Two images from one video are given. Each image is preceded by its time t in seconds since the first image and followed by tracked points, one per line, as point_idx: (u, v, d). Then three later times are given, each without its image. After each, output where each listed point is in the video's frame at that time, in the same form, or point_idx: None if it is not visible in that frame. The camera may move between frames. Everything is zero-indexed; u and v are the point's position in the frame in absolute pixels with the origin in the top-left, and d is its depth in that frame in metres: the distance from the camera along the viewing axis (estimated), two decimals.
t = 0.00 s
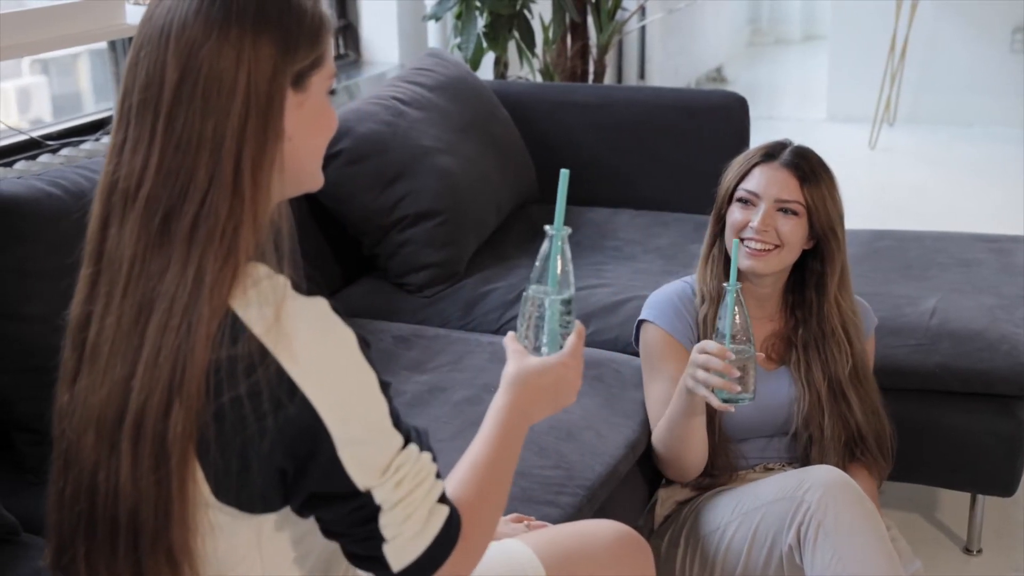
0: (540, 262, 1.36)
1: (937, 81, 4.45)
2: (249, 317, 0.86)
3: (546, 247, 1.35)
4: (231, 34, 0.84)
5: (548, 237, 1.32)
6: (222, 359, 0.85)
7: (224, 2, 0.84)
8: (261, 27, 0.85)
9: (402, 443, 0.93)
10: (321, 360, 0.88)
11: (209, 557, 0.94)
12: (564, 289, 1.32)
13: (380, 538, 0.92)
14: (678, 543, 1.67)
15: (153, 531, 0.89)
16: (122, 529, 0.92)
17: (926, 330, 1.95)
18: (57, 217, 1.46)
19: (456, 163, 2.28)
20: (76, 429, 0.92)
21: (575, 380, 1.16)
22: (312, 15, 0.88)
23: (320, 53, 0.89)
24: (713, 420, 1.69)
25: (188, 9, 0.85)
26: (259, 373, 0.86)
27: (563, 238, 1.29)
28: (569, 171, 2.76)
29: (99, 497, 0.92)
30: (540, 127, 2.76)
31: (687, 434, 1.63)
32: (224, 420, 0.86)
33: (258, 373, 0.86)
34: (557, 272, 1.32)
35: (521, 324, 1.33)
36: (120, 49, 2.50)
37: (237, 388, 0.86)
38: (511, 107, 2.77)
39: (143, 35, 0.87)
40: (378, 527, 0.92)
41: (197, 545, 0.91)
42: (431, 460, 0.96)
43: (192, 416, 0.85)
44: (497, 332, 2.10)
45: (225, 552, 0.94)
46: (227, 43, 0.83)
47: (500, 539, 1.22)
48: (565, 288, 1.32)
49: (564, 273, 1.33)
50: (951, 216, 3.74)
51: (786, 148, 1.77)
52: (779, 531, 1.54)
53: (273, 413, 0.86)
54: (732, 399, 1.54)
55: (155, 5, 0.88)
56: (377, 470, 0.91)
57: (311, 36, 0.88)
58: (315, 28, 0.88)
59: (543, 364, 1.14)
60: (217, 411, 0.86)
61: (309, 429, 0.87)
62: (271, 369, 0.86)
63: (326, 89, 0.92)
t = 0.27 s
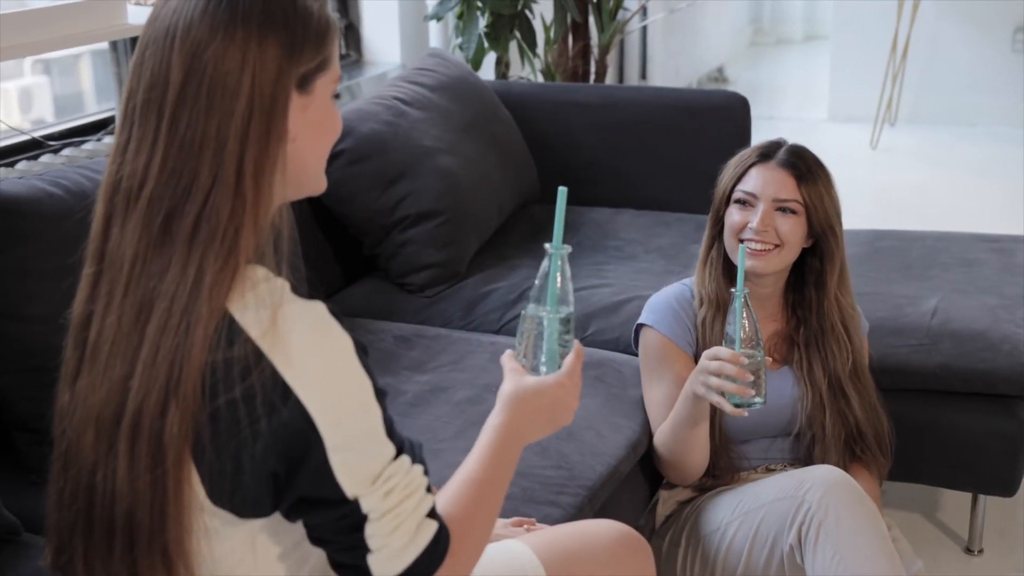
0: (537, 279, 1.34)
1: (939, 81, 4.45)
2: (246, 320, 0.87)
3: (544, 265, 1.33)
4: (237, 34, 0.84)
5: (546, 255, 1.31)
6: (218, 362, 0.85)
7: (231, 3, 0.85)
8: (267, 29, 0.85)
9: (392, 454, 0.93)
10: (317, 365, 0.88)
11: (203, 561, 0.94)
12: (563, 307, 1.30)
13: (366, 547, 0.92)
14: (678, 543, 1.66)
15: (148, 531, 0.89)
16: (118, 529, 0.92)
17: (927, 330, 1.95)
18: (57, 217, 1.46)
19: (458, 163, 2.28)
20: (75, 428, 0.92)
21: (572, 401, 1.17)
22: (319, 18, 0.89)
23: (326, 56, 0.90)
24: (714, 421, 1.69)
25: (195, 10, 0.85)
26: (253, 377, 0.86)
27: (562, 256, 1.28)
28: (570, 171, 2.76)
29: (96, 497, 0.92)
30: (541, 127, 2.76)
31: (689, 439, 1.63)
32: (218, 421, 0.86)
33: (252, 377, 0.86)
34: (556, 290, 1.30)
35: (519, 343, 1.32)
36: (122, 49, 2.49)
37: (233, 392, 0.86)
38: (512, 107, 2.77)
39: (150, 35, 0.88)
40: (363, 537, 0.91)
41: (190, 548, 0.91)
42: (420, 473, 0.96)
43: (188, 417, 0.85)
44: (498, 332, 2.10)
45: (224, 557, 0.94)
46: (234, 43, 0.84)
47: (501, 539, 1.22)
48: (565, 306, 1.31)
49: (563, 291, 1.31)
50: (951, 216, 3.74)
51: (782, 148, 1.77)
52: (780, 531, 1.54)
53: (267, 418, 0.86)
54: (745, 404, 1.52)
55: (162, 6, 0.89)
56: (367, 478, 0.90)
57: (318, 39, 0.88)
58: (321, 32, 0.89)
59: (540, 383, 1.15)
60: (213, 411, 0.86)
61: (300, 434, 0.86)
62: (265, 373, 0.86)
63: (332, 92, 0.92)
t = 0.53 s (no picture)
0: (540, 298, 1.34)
1: (939, 81, 4.45)
2: (246, 320, 0.87)
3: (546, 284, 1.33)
4: (244, 35, 0.85)
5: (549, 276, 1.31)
6: (217, 362, 0.85)
7: (238, 3, 0.86)
8: (274, 29, 0.86)
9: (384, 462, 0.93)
10: (316, 370, 0.88)
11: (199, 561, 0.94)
12: (564, 327, 1.30)
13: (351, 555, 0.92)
14: (679, 543, 1.66)
15: (144, 528, 0.90)
16: (116, 526, 0.92)
17: (927, 330, 1.95)
18: (60, 216, 1.46)
19: (458, 163, 2.28)
20: (77, 425, 0.92)
21: (568, 423, 1.16)
22: (325, 19, 0.89)
23: (332, 58, 0.90)
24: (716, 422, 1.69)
25: (203, 10, 0.86)
26: (250, 379, 0.86)
27: (566, 277, 1.28)
28: (570, 171, 2.77)
29: (96, 493, 0.92)
30: (541, 127, 2.76)
31: (693, 445, 1.64)
32: (213, 421, 0.86)
33: (249, 378, 0.86)
34: (558, 311, 1.30)
35: (518, 363, 1.31)
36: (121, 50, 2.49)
37: (229, 393, 0.86)
38: (512, 107, 2.78)
39: (158, 34, 0.88)
40: (350, 544, 0.92)
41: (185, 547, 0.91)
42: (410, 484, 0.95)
43: (185, 417, 0.85)
44: (498, 332, 2.10)
45: (219, 561, 0.94)
46: (241, 44, 0.84)
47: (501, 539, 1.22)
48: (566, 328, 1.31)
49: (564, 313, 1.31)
50: (951, 216, 3.74)
51: (772, 146, 1.77)
52: (780, 531, 1.54)
53: (261, 419, 0.86)
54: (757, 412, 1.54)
55: (170, 5, 0.89)
56: (358, 485, 0.90)
57: (324, 40, 0.89)
58: (328, 32, 0.89)
59: (538, 404, 1.13)
60: (210, 410, 0.86)
61: (295, 434, 0.86)
62: (262, 374, 0.86)
63: (339, 93, 0.93)
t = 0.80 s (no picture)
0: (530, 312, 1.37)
1: (940, 80, 4.45)
2: (251, 320, 0.87)
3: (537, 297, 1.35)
4: (253, 35, 0.85)
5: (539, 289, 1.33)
6: (221, 362, 0.85)
7: (247, 3, 0.86)
8: (284, 30, 0.86)
9: (380, 469, 0.92)
10: (320, 369, 0.87)
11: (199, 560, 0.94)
12: (554, 341, 1.33)
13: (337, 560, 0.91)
14: (679, 542, 1.66)
15: (147, 527, 0.90)
16: (118, 525, 0.92)
17: (927, 329, 1.95)
18: (60, 216, 1.46)
19: (458, 163, 2.28)
20: (81, 424, 0.92)
21: (559, 436, 1.15)
22: (335, 19, 0.89)
23: (341, 58, 0.91)
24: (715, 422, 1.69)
25: (211, 9, 0.86)
26: (253, 378, 0.85)
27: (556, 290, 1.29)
28: (570, 170, 2.77)
29: (100, 492, 0.92)
30: (541, 126, 2.76)
31: (693, 452, 1.65)
32: (217, 421, 0.86)
33: (252, 379, 0.85)
34: (548, 325, 1.32)
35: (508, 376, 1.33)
36: (121, 49, 2.48)
37: (233, 392, 0.85)
38: (512, 107, 2.78)
39: (166, 33, 0.88)
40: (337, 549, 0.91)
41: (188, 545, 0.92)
42: (404, 493, 0.94)
43: (188, 416, 0.85)
44: (498, 331, 2.10)
45: (221, 560, 0.93)
46: (250, 44, 0.85)
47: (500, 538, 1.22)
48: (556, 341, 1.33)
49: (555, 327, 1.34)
50: (952, 216, 3.74)
51: (766, 146, 1.77)
52: (779, 530, 1.54)
53: (260, 423, 0.86)
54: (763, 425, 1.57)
55: (177, 4, 0.89)
56: (351, 491, 0.89)
57: (334, 40, 0.89)
58: (338, 33, 0.89)
59: (528, 417, 1.13)
60: (213, 410, 0.86)
61: (295, 434, 0.86)
62: (265, 374, 0.86)
63: (347, 93, 0.93)
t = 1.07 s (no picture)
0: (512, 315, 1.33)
1: (940, 80, 4.44)
2: (255, 319, 0.87)
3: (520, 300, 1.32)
4: (262, 35, 0.86)
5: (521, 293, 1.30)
6: (223, 361, 0.86)
7: (256, 3, 0.87)
8: (293, 31, 0.87)
9: (375, 476, 0.92)
10: (322, 370, 0.87)
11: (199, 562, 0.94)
12: (538, 345, 1.30)
13: (324, 564, 0.91)
14: (680, 541, 1.66)
15: (149, 526, 0.90)
16: (120, 524, 0.92)
17: (927, 328, 1.95)
18: (60, 214, 1.46)
19: (458, 162, 2.29)
20: (85, 422, 0.92)
21: (545, 442, 1.15)
22: (344, 19, 0.91)
23: (350, 59, 0.92)
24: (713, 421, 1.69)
25: (221, 10, 0.87)
26: (255, 377, 0.86)
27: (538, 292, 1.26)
28: (571, 170, 2.77)
29: (103, 490, 0.92)
30: (542, 126, 2.76)
31: (693, 455, 1.65)
32: (217, 419, 0.86)
33: (253, 379, 0.86)
34: (532, 329, 1.29)
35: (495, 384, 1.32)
36: (121, 48, 2.48)
37: (235, 391, 0.86)
38: (513, 106, 2.78)
39: (176, 34, 0.89)
40: (325, 553, 0.90)
41: (189, 545, 0.91)
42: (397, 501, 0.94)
43: (190, 414, 0.86)
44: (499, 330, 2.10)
45: (224, 561, 0.93)
46: (259, 44, 0.86)
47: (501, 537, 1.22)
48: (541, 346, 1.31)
49: (539, 331, 1.31)
50: (954, 215, 3.74)
51: (765, 145, 1.77)
52: (779, 530, 1.54)
53: (258, 423, 0.86)
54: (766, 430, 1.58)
55: (187, 5, 0.90)
56: (343, 495, 0.89)
57: (342, 41, 0.90)
58: (347, 35, 0.90)
59: (512, 426, 1.12)
60: (214, 408, 0.86)
61: (293, 433, 0.86)
62: (266, 373, 0.86)
63: (355, 95, 0.94)
